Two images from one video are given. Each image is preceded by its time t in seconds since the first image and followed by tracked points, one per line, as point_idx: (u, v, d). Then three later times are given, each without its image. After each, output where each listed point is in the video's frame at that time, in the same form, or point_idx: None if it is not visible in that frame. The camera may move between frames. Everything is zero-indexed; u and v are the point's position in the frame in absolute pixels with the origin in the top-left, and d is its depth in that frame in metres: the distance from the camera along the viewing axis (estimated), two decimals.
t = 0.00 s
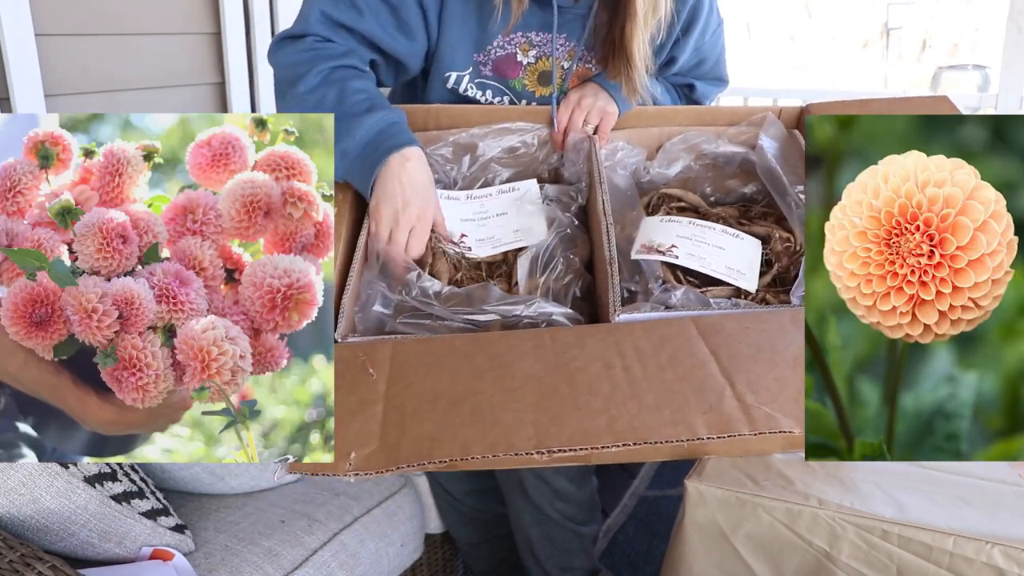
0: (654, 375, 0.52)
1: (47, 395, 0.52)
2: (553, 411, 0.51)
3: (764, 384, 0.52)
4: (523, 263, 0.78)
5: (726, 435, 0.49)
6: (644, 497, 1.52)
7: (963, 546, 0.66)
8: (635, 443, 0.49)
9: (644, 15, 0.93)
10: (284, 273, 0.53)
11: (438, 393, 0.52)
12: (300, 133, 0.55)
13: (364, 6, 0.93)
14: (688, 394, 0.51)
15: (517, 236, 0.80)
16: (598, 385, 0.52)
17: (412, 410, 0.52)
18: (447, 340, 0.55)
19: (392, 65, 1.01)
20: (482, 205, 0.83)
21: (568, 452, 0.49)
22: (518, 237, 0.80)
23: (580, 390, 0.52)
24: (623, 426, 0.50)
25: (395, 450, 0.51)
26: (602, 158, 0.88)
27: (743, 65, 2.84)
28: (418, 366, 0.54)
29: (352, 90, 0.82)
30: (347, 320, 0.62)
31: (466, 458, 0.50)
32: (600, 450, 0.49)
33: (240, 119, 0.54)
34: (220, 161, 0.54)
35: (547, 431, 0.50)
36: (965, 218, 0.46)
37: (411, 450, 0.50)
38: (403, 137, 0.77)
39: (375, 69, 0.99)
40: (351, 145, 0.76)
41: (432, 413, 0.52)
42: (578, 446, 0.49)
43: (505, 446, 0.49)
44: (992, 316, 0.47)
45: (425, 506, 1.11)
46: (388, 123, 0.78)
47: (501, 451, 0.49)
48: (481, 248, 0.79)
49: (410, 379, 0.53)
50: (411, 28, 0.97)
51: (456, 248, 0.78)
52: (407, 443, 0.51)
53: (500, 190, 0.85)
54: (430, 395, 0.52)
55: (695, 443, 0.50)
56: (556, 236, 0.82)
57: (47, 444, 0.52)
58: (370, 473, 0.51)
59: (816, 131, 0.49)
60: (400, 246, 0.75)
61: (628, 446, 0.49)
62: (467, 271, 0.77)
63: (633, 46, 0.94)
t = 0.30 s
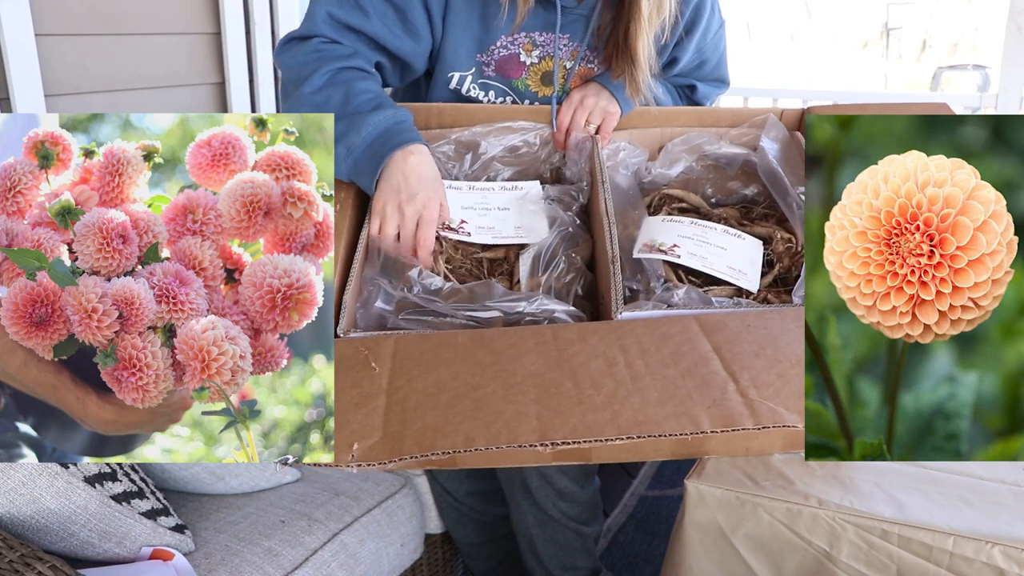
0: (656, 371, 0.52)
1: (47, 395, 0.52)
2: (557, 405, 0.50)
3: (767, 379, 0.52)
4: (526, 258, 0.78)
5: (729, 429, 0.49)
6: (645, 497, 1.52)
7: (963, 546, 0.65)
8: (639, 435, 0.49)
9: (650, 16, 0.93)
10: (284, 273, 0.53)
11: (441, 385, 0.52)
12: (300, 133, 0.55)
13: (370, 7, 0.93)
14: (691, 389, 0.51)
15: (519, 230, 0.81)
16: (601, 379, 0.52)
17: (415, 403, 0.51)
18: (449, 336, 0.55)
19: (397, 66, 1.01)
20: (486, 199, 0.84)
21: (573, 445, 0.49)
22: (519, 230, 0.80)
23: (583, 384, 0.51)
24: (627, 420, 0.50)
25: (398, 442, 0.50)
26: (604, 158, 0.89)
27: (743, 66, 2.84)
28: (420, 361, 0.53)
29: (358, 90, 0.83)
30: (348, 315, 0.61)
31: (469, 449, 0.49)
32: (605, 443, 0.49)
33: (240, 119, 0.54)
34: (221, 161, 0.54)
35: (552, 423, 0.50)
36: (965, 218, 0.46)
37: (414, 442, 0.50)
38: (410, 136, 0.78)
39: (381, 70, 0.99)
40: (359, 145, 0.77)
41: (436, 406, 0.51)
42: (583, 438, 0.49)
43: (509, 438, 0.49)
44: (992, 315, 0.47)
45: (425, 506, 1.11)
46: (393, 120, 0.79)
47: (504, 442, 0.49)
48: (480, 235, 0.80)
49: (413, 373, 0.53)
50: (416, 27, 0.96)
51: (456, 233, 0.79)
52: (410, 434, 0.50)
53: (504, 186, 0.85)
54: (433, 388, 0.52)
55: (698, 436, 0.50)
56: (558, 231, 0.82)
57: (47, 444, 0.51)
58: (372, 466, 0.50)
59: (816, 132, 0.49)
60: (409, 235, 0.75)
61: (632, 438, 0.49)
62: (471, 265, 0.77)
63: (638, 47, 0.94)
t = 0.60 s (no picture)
0: (658, 371, 0.52)
1: (47, 395, 0.52)
2: (559, 406, 0.50)
3: (769, 378, 0.52)
4: (525, 258, 0.78)
5: (732, 429, 0.49)
6: (645, 497, 1.52)
7: (963, 546, 0.65)
8: (640, 436, 0.49)
9: (650, 14, 0.92)
10: (284, 273, 0.53)
11: (441, 387, 0.52)
12: (300, 133, 0.55)
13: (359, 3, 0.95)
14: (693, 389, 0.51)
15: (519, 226, 0.81)
16: (602, 380, 0.52)
17: (416, 405, 0.51)
18: (450, 337, 0.54)
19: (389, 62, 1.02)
20: (498, 184, 0.84)
21: (575, 445, 0.49)
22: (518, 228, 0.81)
23: (585, 385, 0.51)
24: (629, 420, 0.50)
25: (400, 444, 0.50)
26: (604, 158, 0.89)
27: (743, 66, 2.84)
28: (420, 363, 0.53)
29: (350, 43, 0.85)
30: (348, 317, 0.61)
31: (470, 451, 0.49)
32: (607, 443, 0.49)
33: (240, 119, 0.55)
34: (221, 161, 0.55)
35: (554, 423, 0.50)
36: (965, 218, 0.46)
37: (415, 443, 0.50)
38: (397, 60, 0.81)
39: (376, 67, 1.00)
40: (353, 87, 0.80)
41: (437, 408, 0.51)
42: (585, 439, 0.49)
43: (511, 439, 0.49)
44: (992, 316, 0.47)
45: (425, 506, 1.11)
46: (380, 53, 0.82)
47: (506, 443, 0.49)
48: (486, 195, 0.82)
49: (413, 375, 0.53)
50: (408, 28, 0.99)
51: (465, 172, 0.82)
52: (412, 436, 0.50)
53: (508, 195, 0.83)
54: (434, 389, 0.52)
55: (700, 437, 0.50)
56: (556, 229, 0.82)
57: (47, 444, 0.51)
58: (374, 467, 0.50)
59: (816, 131, 0.49)
60: (412, 144, 0.75)
61: (633, 439, 0.49)
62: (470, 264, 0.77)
63: (640, 45, 0.94)
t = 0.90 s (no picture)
0: (657, 371, 0.52)
1: (47, 395, 0.52)
2: (559, 405, 0.50)
3: (769, 378, 0.52)
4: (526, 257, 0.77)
5: (731, 428, 0.50)
6: (645, 497, 1.52)
7: (963, 546, 0.65)
8: (640, 434, 0.49)
9: (647, 10, 0.92)
10: (284, 273, 0.53)
11: (442, 387, 0.51)
12: (300, 133, 0.55)
13: None
14: (693, 387, 0.51)
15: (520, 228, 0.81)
16: (602, 379, 0.52)
17: (416, 405, 0.51)
18: (450, 337, 0.54)
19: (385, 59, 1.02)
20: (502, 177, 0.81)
21: (574, 445, 0.49)
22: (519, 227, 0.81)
23: (584, 385, 0.51)
24: (628, 420, 0.50)
25: (399, 443, 0.50)
26: (603, 157, 0.88)
27: (743, 66, 2.84)
28: (421, 363, 0.53)
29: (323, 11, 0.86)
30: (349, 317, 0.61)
31: (470, 450, 0.49)
32: (606, 442, 0.49)
33: (240, 119, 0.55)
34: (221, 161, 0.55)
35: (553, 423, 0.50)
36: (965, 218, 0.46)
37: (415, 443, 0.50)
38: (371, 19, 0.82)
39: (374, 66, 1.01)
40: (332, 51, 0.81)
41: (437, 408, 0.51)
42: (584, 438, 0.49)
43: (510, 438, 0.49)
44: (992, 316, 0.47)
45: (425, 506, 1.11)
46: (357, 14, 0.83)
47: (505, 442, 0.49)
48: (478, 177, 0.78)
49: (414, 374, 0.52)
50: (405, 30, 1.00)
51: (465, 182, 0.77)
52: (411, 435, 0.50)
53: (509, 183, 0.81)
54: (434, 389, 0.51)
55: (699, 435, 0.50)
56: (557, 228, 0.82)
57: (46, 444, 0.51)
58: (373, 466, 0.50)
59: (816, 132, 0.49)
60: (389, 101, 0.73)
61: (633, 438, 0.49)
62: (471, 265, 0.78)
63: (638, 41, 0.94)
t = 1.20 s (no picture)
0: (654, 377, 0.52)
1: (47, 395, 0.52)
2: (554, 415, 0.50)
3: (765, 384, 0.52)
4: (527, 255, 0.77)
5: (727, 435, 0.49)
6: (645, 497, 1.52)
7: (963, 546, 0.65)
8: (636, 444, 0.49)
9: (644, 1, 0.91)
10: (284, 273, 0.53)
11: (437, 397, 0.52)
12: (300, 133, 0.55)
13: None
14: (690, 394, 0.51)
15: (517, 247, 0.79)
16: (598, 388, 0.52)
17: (412, 416, 0.51)
18: (447, 345, 0.54)
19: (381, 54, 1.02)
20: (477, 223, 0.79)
21: (570, 455, 0.49)
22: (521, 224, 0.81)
23: (580, 394, 0.51)
24: (624, 428, 0.50)
25: (395, 456, 0.50)
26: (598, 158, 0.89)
27: (742, 66, 2.84)
28: (417, 372, 0.53)
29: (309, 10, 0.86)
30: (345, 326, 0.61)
31: (467, 461, 0.49)
32: (601, 452, 0.49)
33: (240, 119, 0.54)
34: (221, 161, 0.55)
35: (549, 433, 0.50)
36: (965, 218, 0.46)
37: (411, 455, 0.50)
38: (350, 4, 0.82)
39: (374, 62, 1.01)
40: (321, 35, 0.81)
41: (433, 419, 0.51)
42: (578, 449, 0.49)
43: (506, 449, 0.49)
44: (992, 316, 0.47)
45: (425, 506, 1.11)
46: None
47: (501, 453, 0.49)
48: (479, 269, 0.76)
49: (410, 384, 0.53)
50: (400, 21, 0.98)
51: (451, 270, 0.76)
52: (407, 447, 0.50)
53: (489, 221, 0.80)
54: (429, 400, 0.52)
55: (695, 443, 0.49)
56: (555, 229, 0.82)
57: (47, 445, 0.52)
58: (369, 479, 0.50)
59: (816, 131, 0.49)
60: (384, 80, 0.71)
61: (629, 447, 0.49)
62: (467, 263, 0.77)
63: (634, 33, 0.93)
